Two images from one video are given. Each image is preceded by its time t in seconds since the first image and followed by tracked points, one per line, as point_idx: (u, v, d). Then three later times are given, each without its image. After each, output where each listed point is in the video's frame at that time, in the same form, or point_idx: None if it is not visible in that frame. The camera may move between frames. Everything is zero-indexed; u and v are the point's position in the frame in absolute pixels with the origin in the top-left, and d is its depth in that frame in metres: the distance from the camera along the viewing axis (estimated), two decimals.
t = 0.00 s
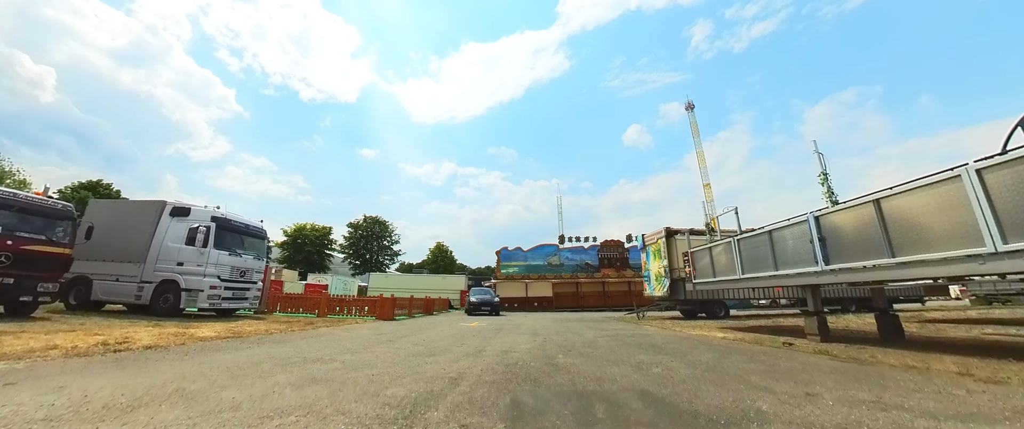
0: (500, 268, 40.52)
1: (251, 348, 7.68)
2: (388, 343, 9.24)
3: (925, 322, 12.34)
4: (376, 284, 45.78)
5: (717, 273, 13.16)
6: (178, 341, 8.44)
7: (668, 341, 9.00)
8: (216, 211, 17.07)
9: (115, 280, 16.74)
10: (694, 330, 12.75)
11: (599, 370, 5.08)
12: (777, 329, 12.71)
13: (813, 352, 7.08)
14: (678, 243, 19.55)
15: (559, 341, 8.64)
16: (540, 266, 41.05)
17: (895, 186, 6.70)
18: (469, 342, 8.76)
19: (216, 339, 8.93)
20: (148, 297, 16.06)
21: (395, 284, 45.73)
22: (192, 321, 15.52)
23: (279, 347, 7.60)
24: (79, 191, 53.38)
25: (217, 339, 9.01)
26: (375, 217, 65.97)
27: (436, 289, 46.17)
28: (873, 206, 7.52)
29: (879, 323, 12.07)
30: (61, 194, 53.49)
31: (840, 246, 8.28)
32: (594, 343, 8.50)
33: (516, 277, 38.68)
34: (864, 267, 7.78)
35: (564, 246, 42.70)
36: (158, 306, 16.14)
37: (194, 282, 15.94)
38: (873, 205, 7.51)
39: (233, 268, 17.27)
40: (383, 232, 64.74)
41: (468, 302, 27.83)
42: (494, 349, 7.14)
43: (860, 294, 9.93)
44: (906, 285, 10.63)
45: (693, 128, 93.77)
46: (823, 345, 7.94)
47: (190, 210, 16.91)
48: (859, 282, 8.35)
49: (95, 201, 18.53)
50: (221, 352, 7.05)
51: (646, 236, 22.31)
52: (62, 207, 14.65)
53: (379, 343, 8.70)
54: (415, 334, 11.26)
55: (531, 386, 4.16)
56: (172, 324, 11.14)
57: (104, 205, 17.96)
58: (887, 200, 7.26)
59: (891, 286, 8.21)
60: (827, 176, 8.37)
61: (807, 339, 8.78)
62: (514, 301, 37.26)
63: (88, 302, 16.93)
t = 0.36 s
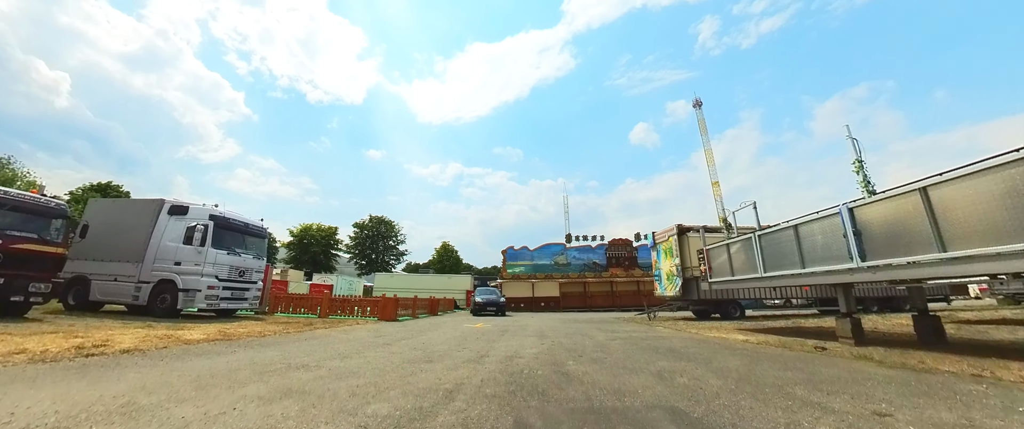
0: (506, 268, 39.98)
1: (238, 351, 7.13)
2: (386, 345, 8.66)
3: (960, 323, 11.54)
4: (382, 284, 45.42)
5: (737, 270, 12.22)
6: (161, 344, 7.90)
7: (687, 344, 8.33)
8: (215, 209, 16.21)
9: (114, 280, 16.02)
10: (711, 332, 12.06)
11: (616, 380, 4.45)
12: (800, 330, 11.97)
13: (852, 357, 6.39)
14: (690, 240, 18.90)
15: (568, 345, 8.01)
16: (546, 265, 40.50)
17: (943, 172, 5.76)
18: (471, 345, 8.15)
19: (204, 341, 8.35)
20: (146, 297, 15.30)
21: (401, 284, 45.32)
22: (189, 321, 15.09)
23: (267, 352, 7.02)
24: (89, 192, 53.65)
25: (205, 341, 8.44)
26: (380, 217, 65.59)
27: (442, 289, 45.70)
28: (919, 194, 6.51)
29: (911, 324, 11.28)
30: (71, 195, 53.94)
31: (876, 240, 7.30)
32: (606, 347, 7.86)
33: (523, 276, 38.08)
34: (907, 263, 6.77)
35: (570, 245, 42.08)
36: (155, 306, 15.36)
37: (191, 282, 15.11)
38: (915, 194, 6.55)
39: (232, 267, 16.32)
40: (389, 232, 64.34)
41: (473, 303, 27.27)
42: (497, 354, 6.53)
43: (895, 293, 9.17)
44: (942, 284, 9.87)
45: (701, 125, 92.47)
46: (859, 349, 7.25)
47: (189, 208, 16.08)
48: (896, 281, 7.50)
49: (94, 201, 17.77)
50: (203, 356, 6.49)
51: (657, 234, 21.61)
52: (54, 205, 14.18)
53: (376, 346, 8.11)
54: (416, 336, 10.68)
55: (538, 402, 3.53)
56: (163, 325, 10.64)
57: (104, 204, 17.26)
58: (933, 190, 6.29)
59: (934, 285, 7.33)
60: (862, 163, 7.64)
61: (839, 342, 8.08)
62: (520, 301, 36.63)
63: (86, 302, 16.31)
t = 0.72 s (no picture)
0: (509, 267, 39.41)
1: (217, 353, 6.56)
2: (380, 347, 8.09)
3: (993, 324, 10.81)
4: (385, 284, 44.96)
5: (753, 268, 11.46)
6: (137, 345, 7.32)
7: (704, 346, 7.71)
8: (209, 206, 15.40)
9: (109, 278, 15.35)
10: (725, 333, 11.42)
11: (633, 390, 3.84)
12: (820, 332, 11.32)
13: (892, 362, 5.76)
14: (699, 237, 18.28)
15: (575, 347, 7.40)
16: (551, 265, 39.91)
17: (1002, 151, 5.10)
18: (470, 347, 7.56)
19: (185, 342, 7.79)
20: (138, 296, 14.50)
21: (403, 283, 44.83)
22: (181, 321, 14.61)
23: (248, 353, 6.47)
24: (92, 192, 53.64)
25: (188, 341, 7.86)
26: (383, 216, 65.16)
27: (445, 289, 45.15)
28: (968, 179, 5.84)
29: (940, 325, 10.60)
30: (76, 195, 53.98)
31: (916, 232, 6.61)
32: (616, 349, 7.24)
33: (526, 275, 37.46)
34: (953, 257, 6.09)
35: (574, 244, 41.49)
36: (147, 306, 14.52)
37: (183, 281, 14.26)
38: (964, 180, 5.88)
39: (227, 265, 15.45)
40: (392, 232, 63.87)
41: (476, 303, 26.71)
42: (497, 358, 5.93)
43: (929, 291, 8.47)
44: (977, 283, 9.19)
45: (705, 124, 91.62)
46: (895, 352, 6.62)
47: (182, 204, 15.30)
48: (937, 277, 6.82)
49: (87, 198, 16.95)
50: (177, 358, 5.94)
51: (664, 231, 20.96)
52: (40, 201, 13.70)
53: (368, 347, 7.54)
54: (414, 336, 10.10)
55: (543, 420, 2.91)
56: (148, 324, 10.12)
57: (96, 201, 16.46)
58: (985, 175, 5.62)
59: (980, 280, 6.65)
60: (897, 148, 6.99)
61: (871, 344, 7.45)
62: (524, 301, 36.05)
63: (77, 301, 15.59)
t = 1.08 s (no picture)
0: (510, 266, 38.82)
1: (185, 354, 5.98)
2: (368, 347, 7.49)
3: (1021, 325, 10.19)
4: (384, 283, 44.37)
5: (767, 265, 10.78)
6: (102, 344, 6.74)
7: (718, 348, 7.10)
8: (199, 202, 14.67)
9: (94, 276, 14.64)
10: (736, 333, 10.81)
11: (648, 404, 3.24)
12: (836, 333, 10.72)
13: (936, 367, 5.15)
14: (705, 234, 17.68)
15: (578, 349, 6.80)
16: (552, 264, 39.32)
17: None
18: (464, 348, 6.97)
19: (158, 341, 7.23)
20: (124, 295, 13.86)
21: (403, 283, 44.24)
22: (168, 320, 14.04)
23: (219, 354, 5.90)
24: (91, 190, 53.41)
25: (160, 341, 7.29)
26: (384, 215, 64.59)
27: (445, 288, 44.58)
28: (1018, 161, 5.23)
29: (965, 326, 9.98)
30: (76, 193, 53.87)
31: (953, 222, 6.00)
32: (623, 352, 6.63)
33: (528, 274, 36.84)
34: (999, 248, 5.45)
35: (576, 243, 40.88)
36: (134, 304, 13.85)
37: (171, 279, 13.51)
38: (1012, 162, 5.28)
39: (217, 263, 14.65)
40: (392, 231, 63.28)
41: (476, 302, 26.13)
42: (492, 362, 5.33)
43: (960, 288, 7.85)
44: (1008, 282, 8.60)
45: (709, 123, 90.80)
46: (933, 355, 6.03)
47: (171, 200, 14.60)
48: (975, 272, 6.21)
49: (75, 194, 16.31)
50: (138, 359, 5.38)
51: (669, 228, 20.32)
52: (20, 195, 13.19)
53: (354, 348, 6.98)
54: (406, 336, 9.50)
55: None
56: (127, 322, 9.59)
57: (83, 197, 15.83)
58: None
59: None
60: (931, 130, 6.40)
61: (903, 346, 6.86)
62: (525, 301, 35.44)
63: (63, 300, 15.01)
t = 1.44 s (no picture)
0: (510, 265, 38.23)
1: (145, 358, 5.39)
2: (352, 348, 6.91)
3: None
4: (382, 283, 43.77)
5: (780, 262, 10.14)
6: (58, 346, 6.14)
7: (732, 351, 6.52)
8: (185, 197, 14.02)
9: (75, 274, 14.02)
10: (747, 334, 10.23)
11: (670, 423, 2.65)
12: (853, 335, 10.14)
13: (985, 372, 4.56)
14: (710, 231, 17.13)
15: (580, 353, 6.20)
16: (552, 263, 38.72)
17: None
18: (456, 352, 6.37)
19: (123, 343, 6.65)
20: (105, 294, 13.24)
21: (401, 282, 43.62)
22: (151, 320, 13.45)
23: (182, 359, 5.33)
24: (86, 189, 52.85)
25: (126, 343, 6.68)
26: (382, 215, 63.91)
27: (444, 288, 43.97)
28: None
29: (992, 327, 9.38)
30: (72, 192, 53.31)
31: (997, 211, 5.43)
32: (630, 355, 6.04)
33: (527, 274, 36.23)
34: None
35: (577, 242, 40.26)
36: (116, 304, 13.24)
37: (154, 277, 12.84)
38: None
39: (203, 260, 13.96)
40: (391, 230, 62.63)
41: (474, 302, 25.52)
42: (485, 369, 4.73)
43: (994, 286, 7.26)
44: None
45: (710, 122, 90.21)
46: (974, 359, 5.44)
47: (156, 195, 13.95)
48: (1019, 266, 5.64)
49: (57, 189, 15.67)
50: (88, 364, 4.82)
51: (673, 226, 19.73)
52: None
53: (336, 350, 6.41)
54: (396, 337, 8.90)
55: None
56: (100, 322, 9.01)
57: (65, 192, 15.15)
58: None
59: None
60: (969, 109, 5.85)
61: (936, 350, 6.26)
62: (525, 300, 34.83)
63: (43, 299, 14.40)
